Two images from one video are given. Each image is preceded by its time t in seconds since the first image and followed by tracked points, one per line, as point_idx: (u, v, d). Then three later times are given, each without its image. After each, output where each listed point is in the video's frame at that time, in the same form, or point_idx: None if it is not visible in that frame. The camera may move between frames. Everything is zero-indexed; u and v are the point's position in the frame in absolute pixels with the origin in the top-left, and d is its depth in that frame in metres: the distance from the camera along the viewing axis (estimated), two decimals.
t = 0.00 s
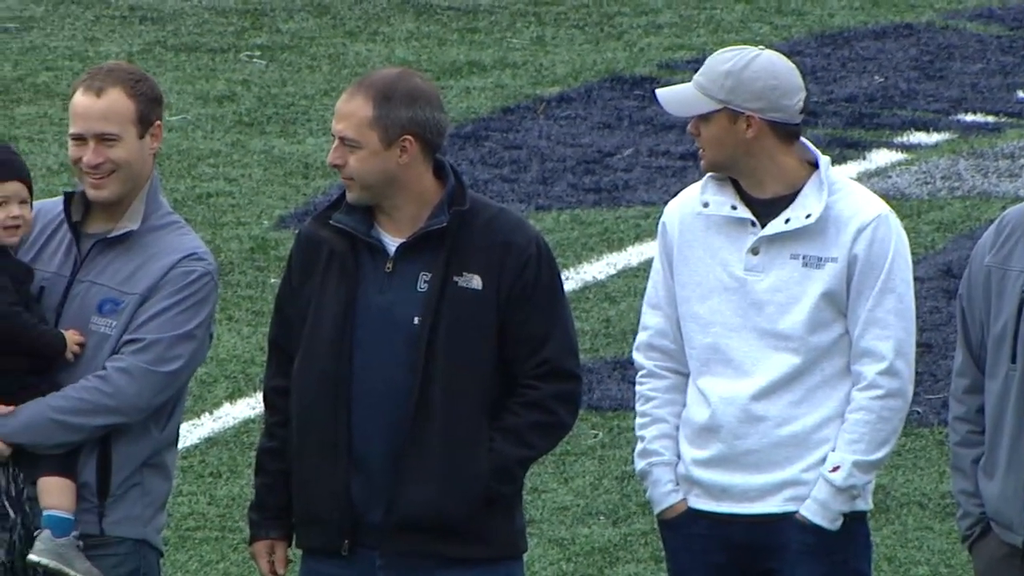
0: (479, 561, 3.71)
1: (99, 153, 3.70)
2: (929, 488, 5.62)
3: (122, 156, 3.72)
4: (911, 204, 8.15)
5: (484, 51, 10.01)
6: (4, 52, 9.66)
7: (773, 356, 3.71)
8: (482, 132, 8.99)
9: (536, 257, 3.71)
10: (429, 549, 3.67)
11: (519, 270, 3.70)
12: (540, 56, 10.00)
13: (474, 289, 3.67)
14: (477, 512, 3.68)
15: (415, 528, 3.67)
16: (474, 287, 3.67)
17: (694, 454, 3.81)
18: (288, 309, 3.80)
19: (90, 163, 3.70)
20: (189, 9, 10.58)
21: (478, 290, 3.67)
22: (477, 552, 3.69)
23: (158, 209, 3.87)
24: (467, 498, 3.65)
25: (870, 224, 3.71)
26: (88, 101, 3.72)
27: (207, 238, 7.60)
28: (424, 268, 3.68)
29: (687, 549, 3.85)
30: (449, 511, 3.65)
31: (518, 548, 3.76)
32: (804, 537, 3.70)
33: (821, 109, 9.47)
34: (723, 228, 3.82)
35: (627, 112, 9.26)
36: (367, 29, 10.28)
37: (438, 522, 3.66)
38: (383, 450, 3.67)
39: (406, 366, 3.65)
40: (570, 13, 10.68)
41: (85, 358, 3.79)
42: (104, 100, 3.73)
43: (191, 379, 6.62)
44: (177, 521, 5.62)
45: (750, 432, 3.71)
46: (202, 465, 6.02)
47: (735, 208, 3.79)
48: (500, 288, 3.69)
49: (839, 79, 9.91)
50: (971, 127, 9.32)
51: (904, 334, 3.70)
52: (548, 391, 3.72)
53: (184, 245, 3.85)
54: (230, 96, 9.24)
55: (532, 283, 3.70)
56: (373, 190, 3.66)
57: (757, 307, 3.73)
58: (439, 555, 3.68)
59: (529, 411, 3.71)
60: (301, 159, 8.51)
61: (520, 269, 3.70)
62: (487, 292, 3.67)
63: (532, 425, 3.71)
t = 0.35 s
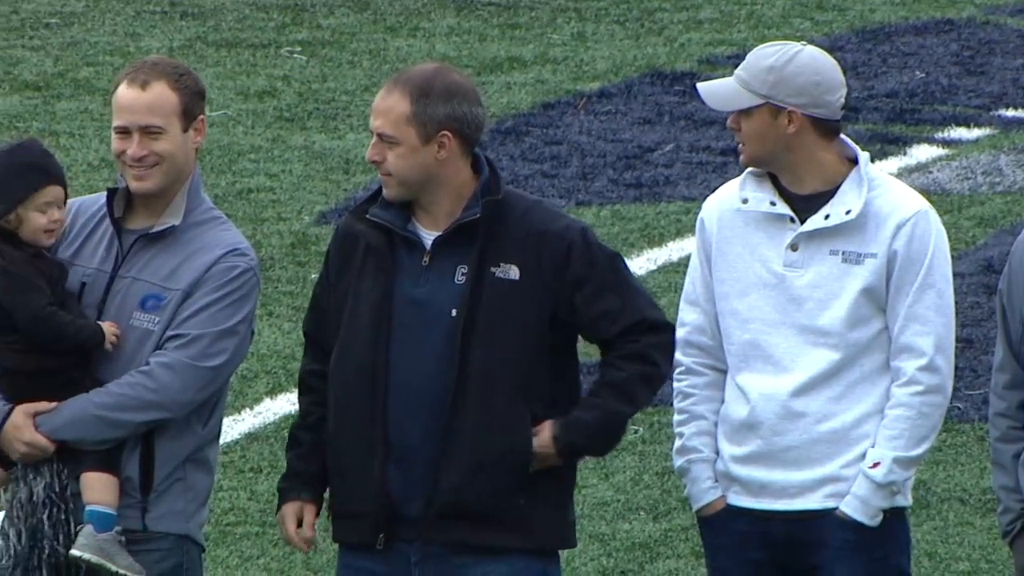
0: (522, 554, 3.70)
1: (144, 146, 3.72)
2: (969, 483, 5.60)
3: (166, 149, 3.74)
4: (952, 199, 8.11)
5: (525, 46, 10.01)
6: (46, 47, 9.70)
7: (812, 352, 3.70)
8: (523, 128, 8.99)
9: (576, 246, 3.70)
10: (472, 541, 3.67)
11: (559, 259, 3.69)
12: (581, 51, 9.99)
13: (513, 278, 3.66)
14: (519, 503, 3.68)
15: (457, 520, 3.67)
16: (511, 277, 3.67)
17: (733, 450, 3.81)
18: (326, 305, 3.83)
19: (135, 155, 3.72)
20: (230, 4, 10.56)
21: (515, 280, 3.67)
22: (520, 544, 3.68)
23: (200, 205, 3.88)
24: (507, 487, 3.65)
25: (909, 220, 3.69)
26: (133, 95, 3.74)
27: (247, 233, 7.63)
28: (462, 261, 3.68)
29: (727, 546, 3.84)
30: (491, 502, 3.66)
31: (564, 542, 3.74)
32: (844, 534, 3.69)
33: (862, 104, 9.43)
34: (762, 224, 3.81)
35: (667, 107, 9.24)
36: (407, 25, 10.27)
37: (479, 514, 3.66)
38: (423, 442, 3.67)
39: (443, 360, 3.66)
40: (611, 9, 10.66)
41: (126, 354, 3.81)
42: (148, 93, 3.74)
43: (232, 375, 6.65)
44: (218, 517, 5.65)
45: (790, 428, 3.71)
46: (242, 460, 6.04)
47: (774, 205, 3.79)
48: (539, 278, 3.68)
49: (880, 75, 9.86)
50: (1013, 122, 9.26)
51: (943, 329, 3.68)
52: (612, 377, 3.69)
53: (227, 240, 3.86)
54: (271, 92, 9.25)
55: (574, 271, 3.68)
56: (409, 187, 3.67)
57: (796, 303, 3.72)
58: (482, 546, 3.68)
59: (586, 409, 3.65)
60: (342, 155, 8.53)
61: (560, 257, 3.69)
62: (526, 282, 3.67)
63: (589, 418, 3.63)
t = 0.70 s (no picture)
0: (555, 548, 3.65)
1: (186, 152, 3.76)
2: (1021, 485, 5.57)
3: (207, 156, 3.77)
4: (1004, 202, 8.07)
5: (577, 48, 10.00)
6: (97, 49, 9.63)
7: (861, 355, 3.69)
8: (574, 129, 9.00)
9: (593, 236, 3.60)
10: (503, 536, 3.63)
11: (572, 255, 3.59)
12: (632, 53, 9.97)
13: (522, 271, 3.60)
14: (546, 497, 3.62)
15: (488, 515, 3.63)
16: (529, 271, 3.60)
17: (781, 452, 3.80)
18: (368, 310, 3.78)
19: (177, 162, 3.75)
20: (280, 4, 10.48)
21: (533, 274, 3.60)
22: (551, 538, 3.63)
23: (250, 205, 3.90)
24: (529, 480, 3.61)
25: (960, 222, 3.68)
26: (174, 101, 3.78)
27: (299, 234, 7.66)
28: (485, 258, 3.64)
29: (777, 547, 3.84)
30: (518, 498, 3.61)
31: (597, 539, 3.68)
32: (893, 536, 3.67)
33: (913, 106, 9.39)
34: (811, 226, 3.80)
35: (719, 109, 9.23)
36: (459, 26, 10.22)
37: (508, 508, 3.62)
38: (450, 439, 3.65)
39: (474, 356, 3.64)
40: (661, 9, 10.62)
41: (177, 356, 3.83)
42: (190, 99, 3.78)
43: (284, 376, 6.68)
44: (269, 518, 5.67)
45: (839, 430, 3.70)
46: (294, 462, 6.07)
47: (823, 207, 3.78)
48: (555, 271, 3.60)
49: (932, 76, 9.81)
50: None
51: (994, 331, 3.66)
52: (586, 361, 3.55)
53: (278, 241, 3.88)
54: (322, 93, 9.26)
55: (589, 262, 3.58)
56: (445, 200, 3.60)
57: (845, 306, 3.71)
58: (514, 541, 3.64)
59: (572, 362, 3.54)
60: (393, 156, 8.56)
61: (573, 250, 3.59)
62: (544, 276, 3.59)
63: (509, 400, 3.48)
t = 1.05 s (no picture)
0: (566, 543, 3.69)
1: (246, 154, 3.79)
2: None
3: (269, 158, 3.80)
4: None
5: (640, 48, 9.98)
6: (161, 49, 9.66)
7: (923, 355, 3.68)
8: (638, 129, 9.00)
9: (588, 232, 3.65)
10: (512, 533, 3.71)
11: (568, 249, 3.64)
12: (695, 53, 9.94)
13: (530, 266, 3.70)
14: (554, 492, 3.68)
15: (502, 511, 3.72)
16: (534, 266, 3.70)
17: (843, 453, 3.80)
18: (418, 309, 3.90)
19: (238, 164, 3.79)
20: (344, 4, 10.46)
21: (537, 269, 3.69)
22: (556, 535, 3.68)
23: (312, 206, 3.92)
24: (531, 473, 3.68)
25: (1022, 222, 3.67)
26: (234, 104, 3.81)
27: (363, 235, 7.72)
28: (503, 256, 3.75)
29: (841, 548, 3.84)
30: (524, 494, 3.69)
31: (615, 535, 3.71)
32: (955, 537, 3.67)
33: (978, 106, 9.33)
34: (873, 228, 3.80)
35: (782, 110, 9.21)
36: (523, 26, 10.20)
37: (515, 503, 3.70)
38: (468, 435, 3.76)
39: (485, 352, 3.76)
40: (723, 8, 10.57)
41: (241, 354, 3.87)
42: (248, 102, 3.80)
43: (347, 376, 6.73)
44: (333, 518, 5.72)
45: (901, 430, 3.70)
46: (357, 462, 6.11)
47: (884, 207, 3.78)
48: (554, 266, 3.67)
49: (997, 77, 9.74)
50: None
51: None
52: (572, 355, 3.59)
53: (340, 241, 3.90)
54: (386, 93, 9.29)
55: (584, 256, 3.63)
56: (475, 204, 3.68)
57: (907, 306, 3.71)
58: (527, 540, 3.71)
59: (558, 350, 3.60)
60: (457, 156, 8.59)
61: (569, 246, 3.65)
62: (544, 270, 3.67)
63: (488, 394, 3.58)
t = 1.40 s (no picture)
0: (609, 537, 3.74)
1: (311, 150, 3.82)
2: None
3: (334, 152, 3.83)
4: None
5: (706, 41, 9.97)
6: (227, 42, 9.73)
7: (990, 349, 3.69)
8: (704, 122, 9.01)
9: (626, 226, 3.67)
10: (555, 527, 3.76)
11: (606, 244, 3.67)
12: (762, 46, 9.93)
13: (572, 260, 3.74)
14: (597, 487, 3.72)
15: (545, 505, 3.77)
16: (575, 259, 3.74)
17: (909, 447, 3.80)
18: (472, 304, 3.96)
19: (303, 159, 3.82)
20: None
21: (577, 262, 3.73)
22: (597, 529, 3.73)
23: (373, 197, 3.96)
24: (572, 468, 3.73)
25: None
26: (298, 100, 3.83)
27: (429, 228, 7.77)
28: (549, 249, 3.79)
29: (905, 542, 3.84)
30: (566, 487, 3.73)
31: (657, 529, 3.74)
32: None
33: None
34: (938, 221, 3.80)
35: (849, 102, 9.19)
36: (589, 19, 10.22)
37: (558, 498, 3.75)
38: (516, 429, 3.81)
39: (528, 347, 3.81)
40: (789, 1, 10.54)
41: (308, 346, 3.91)
42: (313, 98, 3.83)
43: (414, 368, 6.79)
44: (399, 510, 5.77)
45: (967, 424, 3.70)
46: (423, 455, 6.16)
47: (950, 201, 3.78)
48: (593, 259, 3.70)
49: None
50: None
51: None
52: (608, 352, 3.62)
53: (403, 231, 3.93)
54: (452, 87, 9.33)
55: (623, 249, 3.65)
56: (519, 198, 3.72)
57: (974, 300, 3.71)
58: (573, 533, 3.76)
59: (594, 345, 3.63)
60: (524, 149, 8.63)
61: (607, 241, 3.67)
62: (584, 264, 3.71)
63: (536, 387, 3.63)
